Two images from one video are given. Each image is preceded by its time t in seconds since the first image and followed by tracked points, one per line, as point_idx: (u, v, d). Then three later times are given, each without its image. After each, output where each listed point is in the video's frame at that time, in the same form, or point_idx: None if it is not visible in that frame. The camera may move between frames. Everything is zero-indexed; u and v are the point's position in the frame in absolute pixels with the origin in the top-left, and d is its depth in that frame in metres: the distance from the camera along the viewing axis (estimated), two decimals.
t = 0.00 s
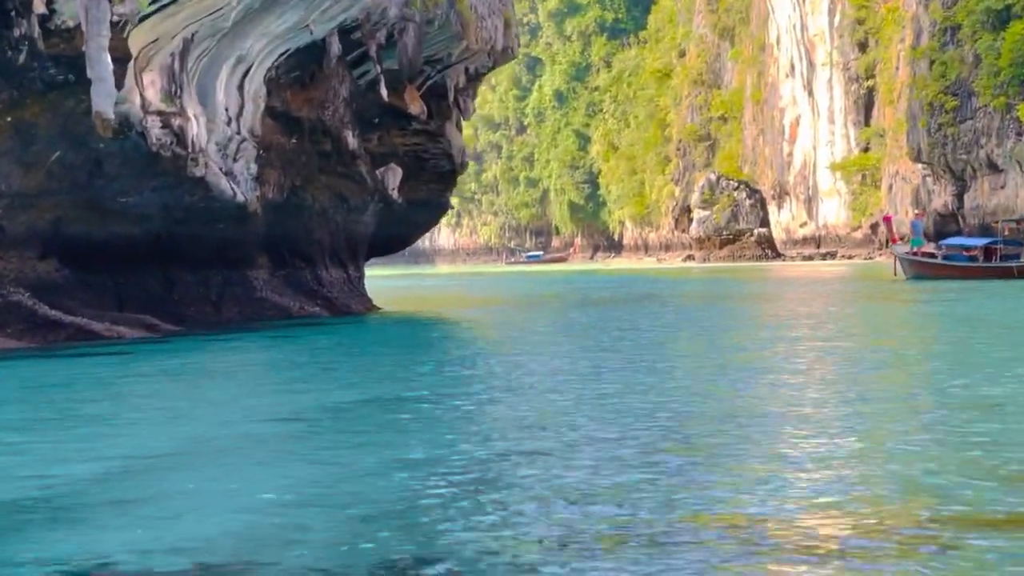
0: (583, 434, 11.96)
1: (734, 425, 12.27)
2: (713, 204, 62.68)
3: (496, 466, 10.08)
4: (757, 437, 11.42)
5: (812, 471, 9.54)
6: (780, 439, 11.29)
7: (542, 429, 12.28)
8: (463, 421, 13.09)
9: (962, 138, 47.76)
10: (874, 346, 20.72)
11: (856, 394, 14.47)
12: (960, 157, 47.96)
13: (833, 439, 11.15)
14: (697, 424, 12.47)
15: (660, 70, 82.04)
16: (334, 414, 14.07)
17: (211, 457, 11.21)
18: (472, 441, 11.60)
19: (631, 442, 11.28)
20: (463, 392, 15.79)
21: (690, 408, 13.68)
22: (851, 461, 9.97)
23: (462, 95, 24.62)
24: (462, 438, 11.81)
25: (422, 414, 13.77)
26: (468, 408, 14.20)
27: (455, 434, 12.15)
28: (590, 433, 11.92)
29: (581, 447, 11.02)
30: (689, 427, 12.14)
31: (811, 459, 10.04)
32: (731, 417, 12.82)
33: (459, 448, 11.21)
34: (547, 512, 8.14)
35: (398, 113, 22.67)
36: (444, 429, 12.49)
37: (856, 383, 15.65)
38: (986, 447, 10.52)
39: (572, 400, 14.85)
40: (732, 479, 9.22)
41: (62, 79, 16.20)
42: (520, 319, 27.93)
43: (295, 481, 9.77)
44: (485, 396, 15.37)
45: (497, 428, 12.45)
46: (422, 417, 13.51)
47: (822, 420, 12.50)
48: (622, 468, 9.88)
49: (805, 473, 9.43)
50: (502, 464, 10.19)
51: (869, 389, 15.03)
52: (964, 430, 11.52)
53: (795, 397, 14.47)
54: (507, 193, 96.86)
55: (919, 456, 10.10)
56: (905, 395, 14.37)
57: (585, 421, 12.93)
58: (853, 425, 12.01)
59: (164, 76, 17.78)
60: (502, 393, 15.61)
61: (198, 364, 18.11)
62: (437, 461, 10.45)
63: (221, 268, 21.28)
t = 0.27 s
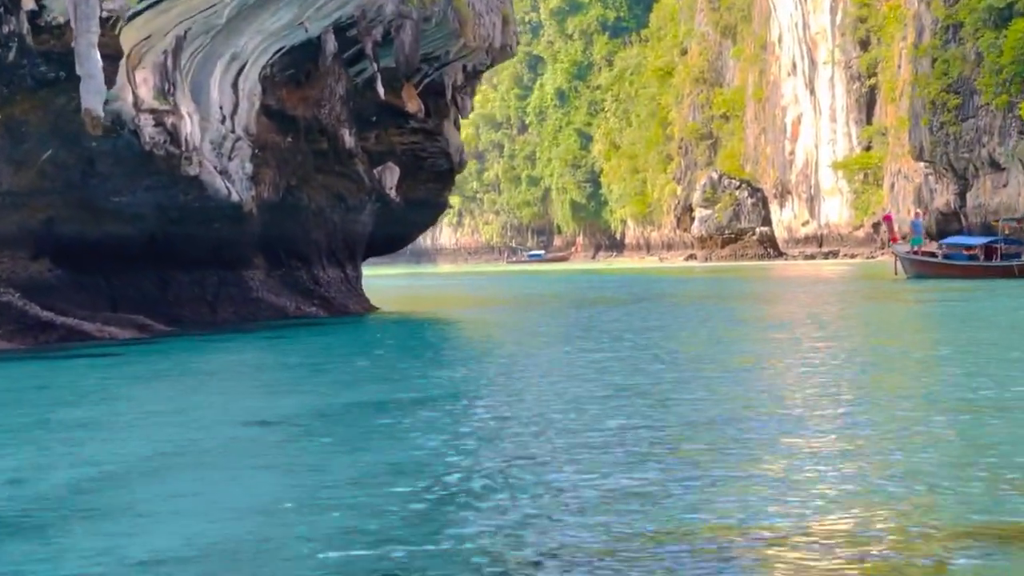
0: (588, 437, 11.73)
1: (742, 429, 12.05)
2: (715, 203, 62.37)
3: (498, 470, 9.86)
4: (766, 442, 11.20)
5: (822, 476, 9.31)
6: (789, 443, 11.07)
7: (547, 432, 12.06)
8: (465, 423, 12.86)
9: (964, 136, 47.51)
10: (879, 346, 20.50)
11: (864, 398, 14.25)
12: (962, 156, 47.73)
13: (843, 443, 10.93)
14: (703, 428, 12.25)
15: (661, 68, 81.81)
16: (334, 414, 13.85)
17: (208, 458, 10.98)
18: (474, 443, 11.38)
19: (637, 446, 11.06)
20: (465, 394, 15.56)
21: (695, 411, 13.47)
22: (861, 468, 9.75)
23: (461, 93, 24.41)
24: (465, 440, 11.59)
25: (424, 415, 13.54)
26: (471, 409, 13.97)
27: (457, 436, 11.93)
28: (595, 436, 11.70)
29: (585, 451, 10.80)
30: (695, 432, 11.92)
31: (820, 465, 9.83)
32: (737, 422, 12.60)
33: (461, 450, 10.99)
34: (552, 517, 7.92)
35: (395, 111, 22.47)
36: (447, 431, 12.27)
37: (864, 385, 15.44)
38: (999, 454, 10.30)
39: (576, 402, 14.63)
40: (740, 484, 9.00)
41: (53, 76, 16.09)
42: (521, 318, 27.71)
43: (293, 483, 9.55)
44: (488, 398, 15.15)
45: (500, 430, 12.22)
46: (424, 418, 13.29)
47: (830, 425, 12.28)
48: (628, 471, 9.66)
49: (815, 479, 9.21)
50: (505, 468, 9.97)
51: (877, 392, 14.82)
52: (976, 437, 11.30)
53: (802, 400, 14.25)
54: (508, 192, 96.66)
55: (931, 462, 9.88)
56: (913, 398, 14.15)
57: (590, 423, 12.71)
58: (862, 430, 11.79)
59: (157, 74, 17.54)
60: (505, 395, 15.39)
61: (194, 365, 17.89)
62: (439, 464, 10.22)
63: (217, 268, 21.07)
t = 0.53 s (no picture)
0: (586, 436, 11.54)
1: (740, 426, 11.86)
2: (709, 198, 62.16)
3: (492, 471, 9.67)
4: (763, 440, 11.01)
5: (825, 475, 9.12)
6: (788, 442, 10.88)
7: (542, 431, 11.87)
8: (459, 422, 12.66)
9: (959, 131, 47.33)
10: (874, 341, 20.34)
11: (862, 396, 14.06)
12: (956, 151, 47.54)
13: (843, 442, 10.74)
14: (701, 425, 12.08)
15: (656, 63, 81.58)
16: (328, 413, 13.65)
17: (199, 458, 10.78)
18: (468, 442, 11.17)
19: (634, 445, 10.88)
20: (459, 391, 15.38)
21: (692, 409, 13.27)
22: (863, 466, 9.57)
23: (451, 88, 24.23)
24: (459, 439, 11.40)
25: (419, 413, 13.35)
26: (467, 408, 13.77)
27: (453, 436, 11.73)
28: (593, 435, 11.50)
29: (582, 450, 10.60)
30: (694, 430, 11.74)
31: (820, 464, 9.64)
32: (733, 420, 12.41)
33: (459, 449, 10.80)
34: (551, 519, 7.72)
35: (385, 105, 22.28)
36: (442, 431, 12.07)
37: (860, 382, 15.27)
38: (996, 452, 10.15)
39: (571, 400, 14.44)
40: (740, 483, 8.81)
41: (36, 71, 15.75)
42: (512, 315, 27.52)
43: (285, 484, 9.36)
44: (484, 395, 14.96)
45: (496, 429, 12.01)
46: (419, 417, 13.09)
47: (828, 423, 12.10)
48: (623, 472, 9.46)
49: (819, 477, 9.02)
50: (500, 468, 9.77)
51: (875, 389, 14.63)
52: (977, 434, 11.12)
53: (801, 397, 14.06)
54: (502, 187, 96.50)
55: (936, 459, 9.70)
56: (911, 396, 13.95)
57: (584, 422, 12.52)
58: (862, 428, 11.63)
59: (142, 67, 17.39)
60: (499, 393, 15.20)
61: (184, 363, 17.70)
62: (433, 465, 10.03)
63: (206, 264, 20.87)
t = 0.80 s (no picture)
0: (581, 443, 11.29)
1: (737, 435, 11.62)
2: (705, 199, 61.90)
3: (484, 481, 9.41)
4: (762, 449, 10.77)
5: (825, 489, 8.87)
6: (788, 450, 10.63)
7: (536, 439, 11.62)
8: (451, 429, 12.41)
9: (956, 133, 47.06)
10: (874, 345, 20.10)
11: (862, 401, 13.81)
12: (953, 153, 47.29)
13: (842, 451, 10.49)
14: (698, 433, 11.82)
15: (653, 65, 81.32)
16: (319, 418, 13.40)
17: (185, 464, 10.53)
18: (461, 450, 10.92)
19: (630, 454, 10.64)
20: (452, 397, 15.13)
21: (689, 415, 13.02)
22: (864, 479, 9.32)
23: (444, 88, 23.99)
24: (451, 447, 11.15)
25: (411, 420, 13.11)
26: (460, 414, 13.52)
27: (446, 443, 11.48)
28: (588, 443, 11.26)
29: (576, 460, 10.35)
30: (691, 439, 11.49)
31: (821, 477, 9.39)
32: (733, 426, 12.16)
33: (451, 457, 10.55)
34: (542, 536, 7.47)
35: (377, 106, 22.05)
36: (434, 439, 11.83)
37: (859, 387, 15.03)
38: (995, 463, 9.91)
39: (566, 405, 14.19)
40: (739, 498, 8.56)
41: (20, 69, 15.24)
42: (507, 317, 27.25)
43: (271, 494, 9.11)
44: (478, 401, 14.72)
45: (489, 438, 11.77)
46: (410, 423, 12.84)
47: (829, 430, 11.84)
48: (618, 484, 9.22)
49: (818, 492, 8.78)
50: (492, 478, 9.52)
51: (875, 395, 14.39)
52: (980, 442, 10.87)
53: (799, 403, 13.81)
54: (498, 189, 96.28)
55: (939, 472, 9.45)
56: (912, 402, 13.70)
57: (579, 430, 12.26)
58: (863, 436, 11.38)
59: (129, 67, 17.16)
60: (492, 398, 14.94)
61: (172, 367, 17.46)
62: (423, 474, 9.78)
63: (194, 267, 20.63)
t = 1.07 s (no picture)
0: (578, 447, 11.07)
1: (737, 437, 11.39)
2: (704, 200, 61.68)
3: (478, 484, 9.19)
4: (762, 452, 10.55)
5: (826, 492, 8.65)
6: (788, 453, 10.41)
7: (531, 443, 11.39)
8: (446, 432, 12.18)
9: (956, 134, 46.82)
10: (875, 346, 19.88)
11: (864, 404, 13.59)
12: (953, 154, 47.06)
13: (843, 454, 10.27)
14: (698, 436, 11.60)
15: (652, 66, 81.09)
16: (312, 422, 13.19)
17: (172, 469, 10.31)
18: (456, 454, 10.70)
19: (628, 456, 10.41)
20: (447, 399, 14.91)
21: (689, 418, 12.80)
22: (867, 482, 9.09)
23: (439, 88, 23.80)
24: (444, 451, 10.93)
25: (405, 423, 12.88)
26: (455, 417, 13.30)
27: (439, 446, 11.26)
28: (585, 446, 11.03)
29: (572, 463, 10.13)
30: (690, 440, 11.27)
31: (821, 479, 9.17)
32: (732, 429, 11.94)
33: (444, 461, 10.33)
34: (534, 543, 7.24)
35: (372, 105, 21.84)
36: (428, 441, 11.60)
37: (861, 389, 14.80)
38: (997, 464, 9.72)
39: (563, 407, 13.97)
40: (737, 501, 8.33)
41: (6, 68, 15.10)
42: (504, 319, 27.03)
43: (261, 498, 8.93)
44: (474, 402, 14.49)
45: (484, 441, 11.54)
46: (405, 426, 12.62)
47: (831, 432, 11.61)
48: (616, 487, 8.99)
49: (819, 496, 8.55)
50: (486, 482, 9.30)
51: (877, 397, 14.16)
52: (985, 445, 10.64)
53: (800, 405, 13.59)
54: (497, 190, 96.10)
55: (944, 475, 9.22)
56: (914, 404, 13.48)
57: (576, 432, 12.04)
58: (865, 439, 11.15)
59: (118, 65, 16.95)
60: (488, 400, 14.72)
61: (163, 369, 17.25)
62: (415, 479, 9.56)
63: (187, 268, 20.42)
